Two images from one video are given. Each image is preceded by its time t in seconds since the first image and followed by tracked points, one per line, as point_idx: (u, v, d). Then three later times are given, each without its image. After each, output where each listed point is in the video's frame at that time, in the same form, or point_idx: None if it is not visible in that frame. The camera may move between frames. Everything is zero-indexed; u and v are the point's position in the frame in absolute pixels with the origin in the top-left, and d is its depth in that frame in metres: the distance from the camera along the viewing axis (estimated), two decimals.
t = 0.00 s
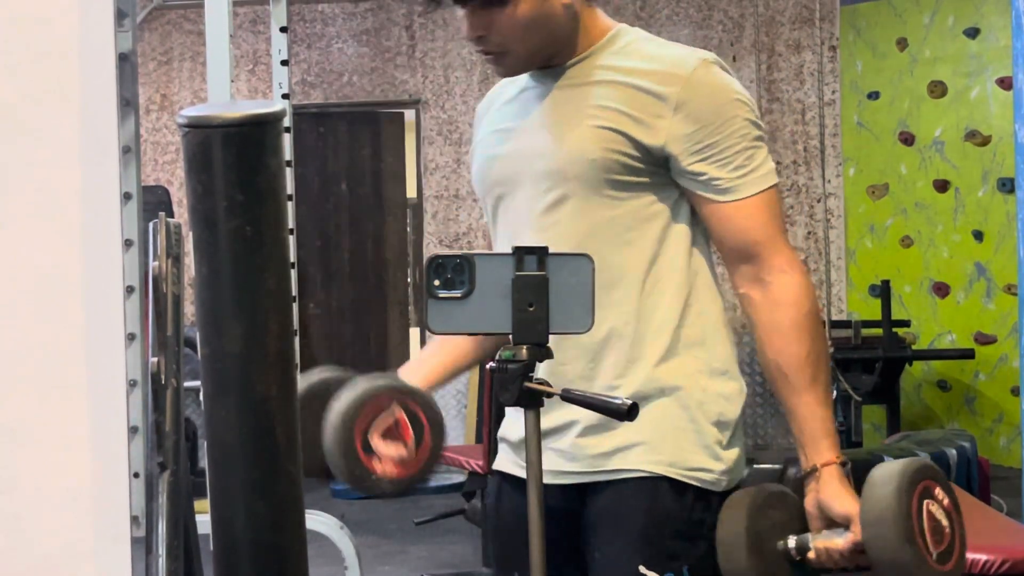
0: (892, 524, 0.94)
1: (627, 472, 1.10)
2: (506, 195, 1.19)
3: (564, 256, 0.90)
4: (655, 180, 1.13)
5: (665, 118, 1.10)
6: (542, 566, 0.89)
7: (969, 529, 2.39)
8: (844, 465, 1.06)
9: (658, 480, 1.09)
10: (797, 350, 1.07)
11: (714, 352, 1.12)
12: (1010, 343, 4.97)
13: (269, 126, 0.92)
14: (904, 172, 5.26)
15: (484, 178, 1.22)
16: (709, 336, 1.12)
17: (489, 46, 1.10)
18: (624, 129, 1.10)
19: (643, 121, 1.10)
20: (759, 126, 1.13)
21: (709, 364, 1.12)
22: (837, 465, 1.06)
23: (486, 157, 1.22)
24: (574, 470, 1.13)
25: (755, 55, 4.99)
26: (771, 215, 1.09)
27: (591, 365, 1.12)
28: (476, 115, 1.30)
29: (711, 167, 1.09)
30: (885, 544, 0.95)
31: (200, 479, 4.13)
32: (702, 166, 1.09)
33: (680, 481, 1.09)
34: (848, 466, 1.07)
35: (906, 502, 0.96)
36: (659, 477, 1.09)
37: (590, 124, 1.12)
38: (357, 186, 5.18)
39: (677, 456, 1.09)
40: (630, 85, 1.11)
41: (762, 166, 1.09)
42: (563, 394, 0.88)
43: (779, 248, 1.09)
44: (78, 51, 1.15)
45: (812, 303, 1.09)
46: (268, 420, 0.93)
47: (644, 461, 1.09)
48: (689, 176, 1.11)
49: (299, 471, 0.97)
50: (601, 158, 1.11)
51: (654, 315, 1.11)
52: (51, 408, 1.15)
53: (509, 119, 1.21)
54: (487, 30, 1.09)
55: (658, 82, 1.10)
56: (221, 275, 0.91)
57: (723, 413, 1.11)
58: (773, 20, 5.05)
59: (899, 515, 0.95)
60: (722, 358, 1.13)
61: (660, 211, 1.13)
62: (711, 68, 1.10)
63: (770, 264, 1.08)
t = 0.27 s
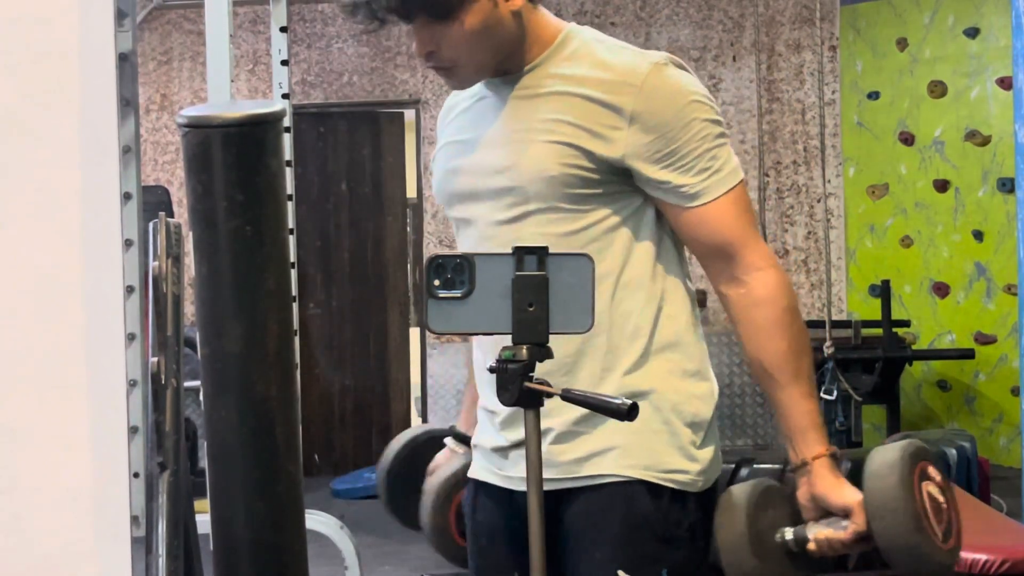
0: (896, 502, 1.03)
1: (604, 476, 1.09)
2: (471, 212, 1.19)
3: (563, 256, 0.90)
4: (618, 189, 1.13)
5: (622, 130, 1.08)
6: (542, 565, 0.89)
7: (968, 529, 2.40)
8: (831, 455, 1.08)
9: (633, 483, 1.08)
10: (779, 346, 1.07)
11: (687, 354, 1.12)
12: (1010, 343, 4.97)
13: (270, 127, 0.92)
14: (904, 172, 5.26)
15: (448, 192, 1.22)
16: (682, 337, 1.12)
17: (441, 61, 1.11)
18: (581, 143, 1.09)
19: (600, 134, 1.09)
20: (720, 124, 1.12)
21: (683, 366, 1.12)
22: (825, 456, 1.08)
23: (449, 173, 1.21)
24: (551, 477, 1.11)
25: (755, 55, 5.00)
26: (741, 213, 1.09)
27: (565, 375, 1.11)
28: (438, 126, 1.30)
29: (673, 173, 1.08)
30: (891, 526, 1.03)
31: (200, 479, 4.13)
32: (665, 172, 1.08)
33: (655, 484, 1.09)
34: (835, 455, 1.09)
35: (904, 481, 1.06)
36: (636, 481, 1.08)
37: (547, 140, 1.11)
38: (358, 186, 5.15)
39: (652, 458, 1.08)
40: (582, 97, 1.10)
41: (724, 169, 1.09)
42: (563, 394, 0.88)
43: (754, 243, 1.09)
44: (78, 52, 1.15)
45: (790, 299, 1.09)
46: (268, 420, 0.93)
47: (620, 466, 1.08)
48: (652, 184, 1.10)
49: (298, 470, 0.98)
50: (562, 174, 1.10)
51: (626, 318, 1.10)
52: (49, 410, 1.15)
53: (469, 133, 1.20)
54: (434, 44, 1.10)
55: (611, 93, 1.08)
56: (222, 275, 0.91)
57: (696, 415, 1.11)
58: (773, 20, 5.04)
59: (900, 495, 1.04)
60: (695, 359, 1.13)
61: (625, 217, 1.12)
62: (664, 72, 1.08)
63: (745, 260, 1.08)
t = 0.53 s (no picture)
0: (812, 503, 0.87)
1: (579, 477, 1.06)
2: (472, 214, 1.15)
3: (563, 256, 0.90)
4: (621, 200, 1.07)
5: (629, 139, 1.03)
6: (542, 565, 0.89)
7: (966, 530, 2.39)
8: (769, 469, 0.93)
9: (609, 484, 1.05)
10: (748, 360, 0.97)
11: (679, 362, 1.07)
12: (1010, 343, 4.97)
13: (269, 127, 0.92)
14: (904, 172, 5.26)
15: (451, 190, 1.18)
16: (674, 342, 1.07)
17: (456, 56, 1.06)
18: (584, 151, 1.05)
19: (605, 142, 1.04)
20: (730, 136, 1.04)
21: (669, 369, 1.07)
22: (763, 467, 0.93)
23: (452, 170, 1.18)
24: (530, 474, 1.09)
25: (755, 55, 5.03)
26: (737, 226, 1.00)
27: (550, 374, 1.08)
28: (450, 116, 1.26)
29: (672, 185, 1.01)
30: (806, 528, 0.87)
31: (201, 479, 4.14)
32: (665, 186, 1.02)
33: (631, 487, 1.05)
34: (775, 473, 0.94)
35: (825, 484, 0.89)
36: (614, 483, 1.05)
37: (551, 146, 1.06)
38: (358, 186, 5.14)
39: (629, 461, 1.05)
40: (592, 103, 1.05)
41: (726, 183, 1.00)
42: (564, 394, 0.88)
43: (742, 251, 0.99)
44: (79, 52, 1.15)
45: (774, 316, 0.99)
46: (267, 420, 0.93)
47: (600, 467, 1.05)
48: (655, 197, 1.04)
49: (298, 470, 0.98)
50: (562, 182, 1.06)
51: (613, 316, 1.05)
52: (49, 411, 1.15)
53: (476, 130, 1.16)
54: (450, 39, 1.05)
55: (621, 100, 1.03)
56: (222, 275, 0.91)
57: (679, 418, 1.06)
58: (773, 20, 5.04)
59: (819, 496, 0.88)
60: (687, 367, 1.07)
61: (624, 228, 1.07)
62: (677, 81, 1.02)
63: (731, 272, 1.00)
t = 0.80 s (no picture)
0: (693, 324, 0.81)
1: (608, 468, 1.07)
2: (516, 199, 1.17)
3: (563, 256, 0.90)
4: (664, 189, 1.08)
5: (672, 122, 1.05)
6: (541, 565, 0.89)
7: (966, 530, 2.39)
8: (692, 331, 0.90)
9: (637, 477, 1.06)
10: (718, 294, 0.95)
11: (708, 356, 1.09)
12: (1010, 343, 4.98)
13: (269, 127, 0.92)
14: (904, 172, 5.26)
15: (496, 170, 1.20)
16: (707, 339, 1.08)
17: (533, 52, 1.08)
18: (628, 134, 1.07)
19: (648, 125, 1.06)
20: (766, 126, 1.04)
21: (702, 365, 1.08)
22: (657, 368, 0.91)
23: (498, 151, 1.20)
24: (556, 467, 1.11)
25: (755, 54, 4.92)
26: (756, 209, 1.00)
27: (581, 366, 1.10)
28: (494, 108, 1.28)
29: (703, 164, 1.02)
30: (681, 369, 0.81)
31: (200, 479, 4.14)
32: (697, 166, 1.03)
33: (660, 479, 1.06)
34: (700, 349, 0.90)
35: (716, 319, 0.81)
36: (641, 474, 1.06)
37: (597, 131, 1.09)
38: (358, 186, 5.16)
39: (659, 453, 1.06)
40: (641, 88, 1.07)
41: (755, 166, 1.00)
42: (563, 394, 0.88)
43: (750, 226, 0.99)
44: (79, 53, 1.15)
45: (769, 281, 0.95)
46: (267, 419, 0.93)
47: (628, 458, 1.06)
48: (684, 178, 1.05)
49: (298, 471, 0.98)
50: (607, 166, 1.08)
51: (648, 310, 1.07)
52: (48, 411, 1.16)
53: (527, 114, 1.18)
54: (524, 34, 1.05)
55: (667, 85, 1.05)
56: (222, 275, 0.91)
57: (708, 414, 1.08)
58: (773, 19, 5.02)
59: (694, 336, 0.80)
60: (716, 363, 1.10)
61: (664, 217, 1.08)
62: (725, 69, 1.03)
63: (737, 242, 0.99)
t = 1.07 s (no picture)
0: (685, 95, 0.77)
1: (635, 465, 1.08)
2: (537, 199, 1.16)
3: (563, 256, 0.90)
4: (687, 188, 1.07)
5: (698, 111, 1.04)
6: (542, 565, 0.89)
7: (967, 529, 2.39)
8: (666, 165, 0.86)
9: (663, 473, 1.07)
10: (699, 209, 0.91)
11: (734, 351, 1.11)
12: (1010, 342, 4.98)
13: (269, 127, 0.91)
14: (904, 172, 5.26)
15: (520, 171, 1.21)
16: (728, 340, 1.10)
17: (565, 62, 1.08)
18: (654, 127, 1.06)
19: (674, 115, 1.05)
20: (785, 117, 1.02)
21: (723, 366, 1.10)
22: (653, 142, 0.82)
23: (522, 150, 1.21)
24: (581, 460, 1.12)
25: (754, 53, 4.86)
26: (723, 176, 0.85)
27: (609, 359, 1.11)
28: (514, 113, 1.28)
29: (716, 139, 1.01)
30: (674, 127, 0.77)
31: (201, 479, 4.15)
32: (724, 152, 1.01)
33: (686, 476, 1.06)
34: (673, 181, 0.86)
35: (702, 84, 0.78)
36: (668, 472, 1.06)
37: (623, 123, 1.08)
38: (358, 186, 5.17)
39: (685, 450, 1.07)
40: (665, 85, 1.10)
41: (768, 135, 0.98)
42: (563, 394, 0.88)
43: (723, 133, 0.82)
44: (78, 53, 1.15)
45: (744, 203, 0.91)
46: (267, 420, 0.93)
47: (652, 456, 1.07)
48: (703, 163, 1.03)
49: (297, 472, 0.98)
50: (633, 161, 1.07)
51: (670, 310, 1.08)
52: (47, 413, 1.15)
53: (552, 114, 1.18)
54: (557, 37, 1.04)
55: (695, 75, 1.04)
56: (222, 276, 0.91)
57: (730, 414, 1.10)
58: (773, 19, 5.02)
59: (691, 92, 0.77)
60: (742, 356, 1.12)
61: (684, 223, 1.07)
62: (751, 57, 1.03)
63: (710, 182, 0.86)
